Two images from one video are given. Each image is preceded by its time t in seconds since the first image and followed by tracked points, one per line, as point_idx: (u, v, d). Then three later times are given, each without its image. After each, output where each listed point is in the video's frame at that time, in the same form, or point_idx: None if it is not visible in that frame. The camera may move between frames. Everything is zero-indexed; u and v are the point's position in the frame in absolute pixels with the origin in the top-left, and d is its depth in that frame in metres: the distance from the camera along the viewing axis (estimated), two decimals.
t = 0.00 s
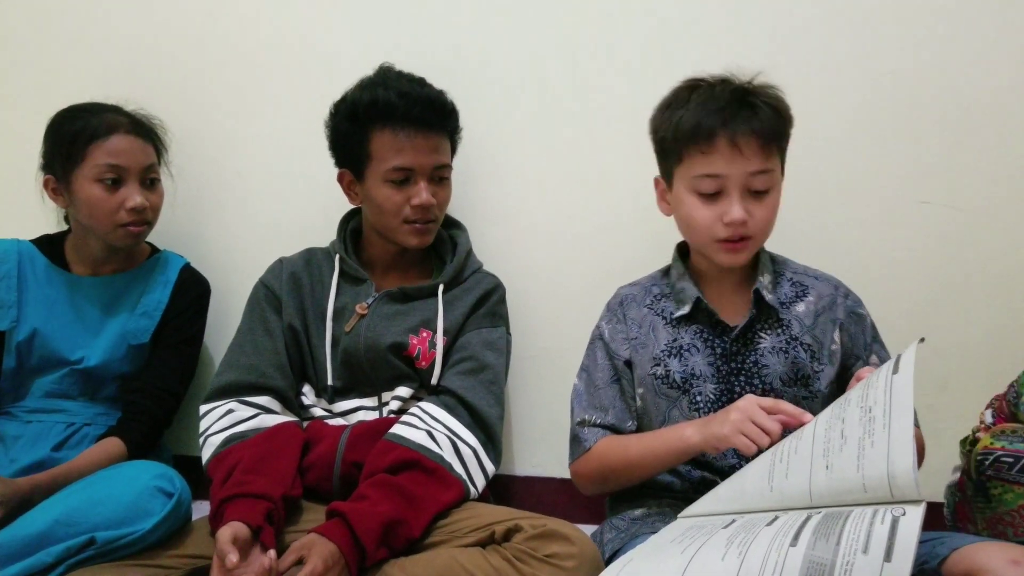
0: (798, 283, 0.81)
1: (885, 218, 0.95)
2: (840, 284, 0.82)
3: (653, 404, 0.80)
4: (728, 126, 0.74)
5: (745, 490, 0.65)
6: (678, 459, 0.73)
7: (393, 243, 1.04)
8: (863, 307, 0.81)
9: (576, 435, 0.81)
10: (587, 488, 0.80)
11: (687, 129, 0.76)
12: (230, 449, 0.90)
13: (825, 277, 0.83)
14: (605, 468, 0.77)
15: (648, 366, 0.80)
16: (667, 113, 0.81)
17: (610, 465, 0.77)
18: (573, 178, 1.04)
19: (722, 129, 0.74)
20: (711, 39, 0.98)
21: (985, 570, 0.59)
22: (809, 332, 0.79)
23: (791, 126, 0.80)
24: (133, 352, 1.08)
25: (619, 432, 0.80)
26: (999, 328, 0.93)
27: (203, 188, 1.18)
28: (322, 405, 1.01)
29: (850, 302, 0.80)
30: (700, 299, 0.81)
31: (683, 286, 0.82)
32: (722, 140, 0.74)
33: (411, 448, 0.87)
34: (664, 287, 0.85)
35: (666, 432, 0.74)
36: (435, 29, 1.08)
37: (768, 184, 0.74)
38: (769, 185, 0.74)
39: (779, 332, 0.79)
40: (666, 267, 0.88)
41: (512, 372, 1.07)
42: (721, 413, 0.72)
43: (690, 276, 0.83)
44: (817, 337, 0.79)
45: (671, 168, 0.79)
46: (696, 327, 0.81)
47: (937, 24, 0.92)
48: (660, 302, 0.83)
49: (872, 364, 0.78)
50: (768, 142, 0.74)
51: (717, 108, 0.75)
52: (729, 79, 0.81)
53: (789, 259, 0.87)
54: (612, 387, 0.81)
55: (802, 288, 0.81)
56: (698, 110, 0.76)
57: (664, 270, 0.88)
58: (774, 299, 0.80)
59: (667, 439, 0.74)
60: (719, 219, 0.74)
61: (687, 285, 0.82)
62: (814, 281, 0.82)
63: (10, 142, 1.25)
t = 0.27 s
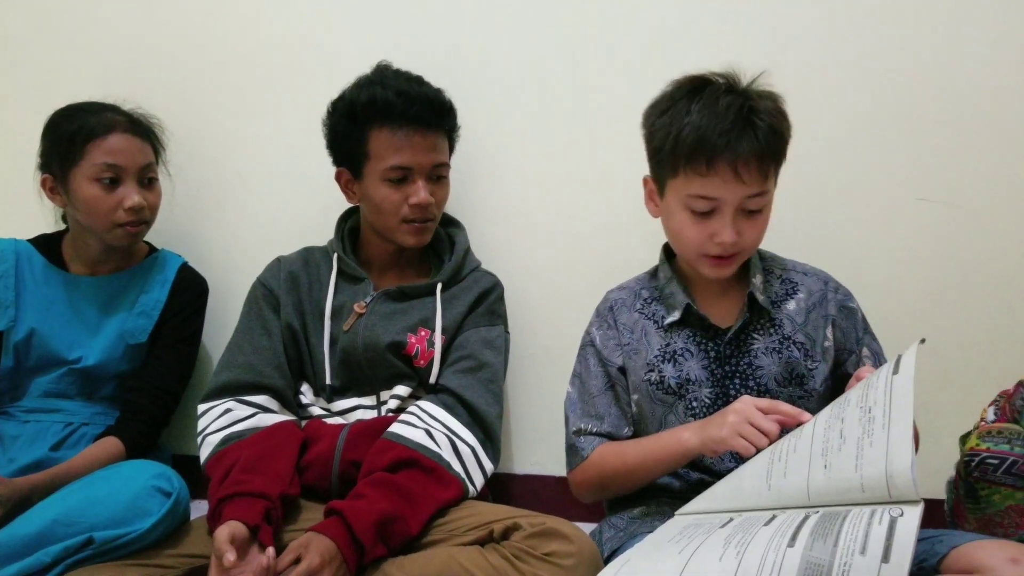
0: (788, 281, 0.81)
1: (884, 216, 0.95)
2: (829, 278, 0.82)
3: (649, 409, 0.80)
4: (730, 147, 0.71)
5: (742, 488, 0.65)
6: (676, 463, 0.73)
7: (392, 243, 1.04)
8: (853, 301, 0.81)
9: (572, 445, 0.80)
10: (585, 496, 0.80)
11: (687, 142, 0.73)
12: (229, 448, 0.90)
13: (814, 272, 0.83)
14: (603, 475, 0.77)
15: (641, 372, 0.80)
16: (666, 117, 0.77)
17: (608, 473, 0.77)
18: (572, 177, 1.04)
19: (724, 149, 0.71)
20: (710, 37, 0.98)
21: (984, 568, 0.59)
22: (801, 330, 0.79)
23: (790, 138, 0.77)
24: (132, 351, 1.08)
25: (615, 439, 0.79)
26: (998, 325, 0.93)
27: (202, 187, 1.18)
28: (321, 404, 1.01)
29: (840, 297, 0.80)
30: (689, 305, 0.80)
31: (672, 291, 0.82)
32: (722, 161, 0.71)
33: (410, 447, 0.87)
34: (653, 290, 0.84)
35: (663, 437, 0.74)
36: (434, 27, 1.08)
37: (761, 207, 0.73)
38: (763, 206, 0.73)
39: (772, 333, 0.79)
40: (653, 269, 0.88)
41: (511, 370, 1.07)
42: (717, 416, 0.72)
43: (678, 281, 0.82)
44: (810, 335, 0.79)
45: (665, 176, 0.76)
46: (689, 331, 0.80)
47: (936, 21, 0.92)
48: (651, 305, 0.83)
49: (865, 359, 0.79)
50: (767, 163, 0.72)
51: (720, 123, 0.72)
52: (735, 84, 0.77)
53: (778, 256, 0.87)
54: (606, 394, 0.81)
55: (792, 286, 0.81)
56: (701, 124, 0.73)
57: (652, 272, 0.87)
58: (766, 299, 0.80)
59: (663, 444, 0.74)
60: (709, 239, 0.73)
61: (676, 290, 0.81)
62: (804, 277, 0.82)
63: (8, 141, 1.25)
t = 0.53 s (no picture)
0: (782, 279, 0.81)
1: (883, 213, 0.95)
2: (824, 275, 0.82)
3: (646, 411, 0.80)
4: (718, 152, 0.70)
5: (740, 486, 0.65)
6: (673, 463, 0.73)
7: (390, 241, 1.04)
8: (849, 297, 0.80)
9: (569, 448, 0.80)
10: (582, 499, 0.80)
11: (675, 149, 0.72)
12: (228, 446, 0.90)
13: (809, 269, 0.83)
14: (599, 476, 0.77)
15: (638, 374, 0.80)
16: (653, 122, 0.76)
17: (605, 475, 0.76)
18: (571, 175, 1.04)
19: (712, 156, 0.70)
20: (710, 34, 0.98)
21: (983, 566, 0.59)
22: (798, 328, 0.79)
23: (779, 133, 0.76)
24: (130, 349, 1.08)
25: (611, 441, 0.79)
26: (997, 322, 0.93)
27: (200, 186, 1.18)
28: (319, 402, 1.01)
29: (836, 293, 0.80)
30: (684, 307, 0.80)
31: (667, 291, 0.81)
32: (710, 168, 0.70)
33: (409, 446, 0.87)
34: (647, 291, 0.84)
35: (659, 436, 0.74)
36: (433, 24, 1.08)
37: (752, 208, 0.72)
38: (754, 208, 0.72)
39: (769, 333, 0.79)
40: (645, 269, 0.87)
41: (510, 369, 1.07)
42: (714, 413, 0.71)
43: (671, 282, 0.82)
44: (805, 333, 0.79)
45: (655, 183, 0.75)
46: (685, 332, 0.80)
47: (936, 18, 0.92)
48: (645, 307, 0.83)
49: (861, 355, 0.78)
50: (757, 165, 0.71)
51: (708, 128, 0.71)
52: (720, 84, 0.76)
53: (771, 252, 0.87)
54: (602, 397, 0.81)
55: (787, 283, 0.81)
56: (688, 130, 0.71)
57: (644, 272, 0.87)
58: (762, 299, 0.79)
59: (659, 445, 0.73)
60: (702, 244, 0.72)
61: (670, 291, 0.81)
62: (799, 274, 0.82)
63: (6, 140, 1.25)
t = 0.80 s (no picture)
0: (789, 278, 0.81)
1: (884, 214, 0.95)
2: (831, 274, 0.82)
3: (651, 411, 0.80)
4: (671, 151, 0.71)
5: (741, 486, 0.65)
6: (676, 460, 0.73)
7: (391, 240, 1.04)
8: (856, 297, 0.80)
9: (571, 446, 0.80)
10: (583, 495, 0.80)
11: (633, 157, 0.74)
12: (228, 444, 0.89)
13: (816, 268, 0.82)
14: (601, 474, 0.77)
15: (644, 374, 0.80)
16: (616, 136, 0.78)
17: (608, 473, 0.76)
18: (571, 174, 1.03)
19: (669, 156, 0.71)
20: (711, 34, 0.97)
21: (983, 567, 0.59)
22: (805, 328, 0.79)
23: (747, 119, 0.75)
24: (130, 347, 1.08)
25: (614, 440, 0.79)
26: (997, 323, 0.93)
27: (200, 184, 1.18)
28: (319, 400, 1.01)
29: (843, 292, 0.80)
30: (691, 305, 0.80)
31: (673, 291, 0.81)
32: (669, 168, 0.71)
33: (410, 445, 0.87)
34: (652, 290, 0.84)
35: (662, 433, 0.74)
36: (433, 23, 1.07)
37: (730, 197, 0.71)
38: (733, 197, 0.71)
39: (775, 332, 0.79)
40: (650, 269, 0.87)
41: (510, 368, 1.07)
42: (717, 411, 0.71)
43: (678, 281, 0.81)
44: (812, 333, 0.79)
45: (631, 193, 0.77)
46: (691, 331, 0.80)
47: (938, 18, 0.91)
48: (650, 306, 0.83)
49: (868, 355, 0.78)
50: (721, 154, 0.70)
51: (656, 129, 0.72)
52: (677, 83, 0.76)
53: (777, 252, 0.87)
54: (606, 396, 0.81)
55: (794, 282, 0.81)
56: (642, 136, 0.73)
57: (649, 271, 0.87)
58: (768, 298, 0.79)
59: (663, 443, 0.74)
60: (690, 242, 0.72)
61: (676, 290, 0.81)
62: (806, 273, 0.82)
63: (6, 137, 1.25)
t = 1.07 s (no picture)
0: (782, 280, 0.81)
1: (886, 215, 0.95)
2: (824, 275, 0.82)
3: (646, 415, 0.80)
4: (711, 158, 0.69)
5: (737, 486, 0.65)
6: (670, 463, 0.73)
7: (390, 240, 1.04)
8: (849, 299, 0.80)
9: (565, 450, 0.80)
10: (580, 501, 0.80)
11: (668, 152, 0.72)
12: (229, 444, 0.90)
13: (809, 270, 0.82)
14: (597, 478, 0.77)
15: (638, 378, 0.80)
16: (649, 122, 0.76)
17: (602, 477, 0.76)
18: (573, 176, 1.03)
19: (704, 160, 0.69)
20: (713, 35, 0.97)
21: (984, 570, 0.59)
22: (798, 331, 0.79)
23: (779, 140, 0.75)
24: (132, 347, 1.08)
25: (608, 444, 0.79)
26: (999, 325, 0.93)
27: (202, 184, 1.18)
28: (320, 401, 1.01)
29: (837, 294, 0.80)
30: (685, 310, 0.79)
31: (667, 296, 0.80)
32: (700, 172, 0.70)
33: (410, 445, 0.87)
34: (646, 294, 0.83)
35: (656, 435, 0.74)
36: (435, 24, 1.07)
37: (746, 215, 0.71)
38: (748, 215, 0.72)
39: (769, 336, 0.79)
40: (645, 270, 0.86)
41: (511, 369, 1.07)
42: (710, 414, 0.71)
43: (671, 283, 0.81)
44: (806, 335, 0.79)
45: (649, 185, 0.75)
46: (685, 335, 0.80)
47: (941, 19, 0.91)
48: (644, 310, 0.82)
49: (862, 357, 0.79)
50: (751, 171, 0.70)
51: (701, 133, 0.70)
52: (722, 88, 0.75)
53: (771, 254, 0.87)
54: (600, 400, 0.80)
55: (787, 285, 0.81)
56: (683, 132, 0.71)
57: (643, 274, 0.86)
58: (762, 302, 0.79)
59: (656, 447, 0.73)
60: (694, 248, 0.72)
61: (670, 295, 0.80)
62: (799, 275, 0.81)
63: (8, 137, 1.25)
